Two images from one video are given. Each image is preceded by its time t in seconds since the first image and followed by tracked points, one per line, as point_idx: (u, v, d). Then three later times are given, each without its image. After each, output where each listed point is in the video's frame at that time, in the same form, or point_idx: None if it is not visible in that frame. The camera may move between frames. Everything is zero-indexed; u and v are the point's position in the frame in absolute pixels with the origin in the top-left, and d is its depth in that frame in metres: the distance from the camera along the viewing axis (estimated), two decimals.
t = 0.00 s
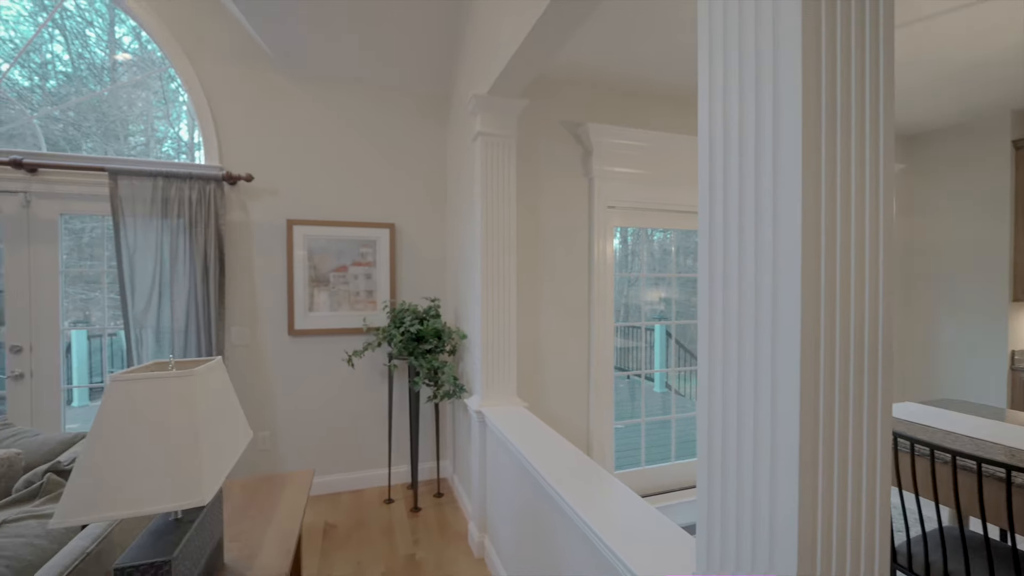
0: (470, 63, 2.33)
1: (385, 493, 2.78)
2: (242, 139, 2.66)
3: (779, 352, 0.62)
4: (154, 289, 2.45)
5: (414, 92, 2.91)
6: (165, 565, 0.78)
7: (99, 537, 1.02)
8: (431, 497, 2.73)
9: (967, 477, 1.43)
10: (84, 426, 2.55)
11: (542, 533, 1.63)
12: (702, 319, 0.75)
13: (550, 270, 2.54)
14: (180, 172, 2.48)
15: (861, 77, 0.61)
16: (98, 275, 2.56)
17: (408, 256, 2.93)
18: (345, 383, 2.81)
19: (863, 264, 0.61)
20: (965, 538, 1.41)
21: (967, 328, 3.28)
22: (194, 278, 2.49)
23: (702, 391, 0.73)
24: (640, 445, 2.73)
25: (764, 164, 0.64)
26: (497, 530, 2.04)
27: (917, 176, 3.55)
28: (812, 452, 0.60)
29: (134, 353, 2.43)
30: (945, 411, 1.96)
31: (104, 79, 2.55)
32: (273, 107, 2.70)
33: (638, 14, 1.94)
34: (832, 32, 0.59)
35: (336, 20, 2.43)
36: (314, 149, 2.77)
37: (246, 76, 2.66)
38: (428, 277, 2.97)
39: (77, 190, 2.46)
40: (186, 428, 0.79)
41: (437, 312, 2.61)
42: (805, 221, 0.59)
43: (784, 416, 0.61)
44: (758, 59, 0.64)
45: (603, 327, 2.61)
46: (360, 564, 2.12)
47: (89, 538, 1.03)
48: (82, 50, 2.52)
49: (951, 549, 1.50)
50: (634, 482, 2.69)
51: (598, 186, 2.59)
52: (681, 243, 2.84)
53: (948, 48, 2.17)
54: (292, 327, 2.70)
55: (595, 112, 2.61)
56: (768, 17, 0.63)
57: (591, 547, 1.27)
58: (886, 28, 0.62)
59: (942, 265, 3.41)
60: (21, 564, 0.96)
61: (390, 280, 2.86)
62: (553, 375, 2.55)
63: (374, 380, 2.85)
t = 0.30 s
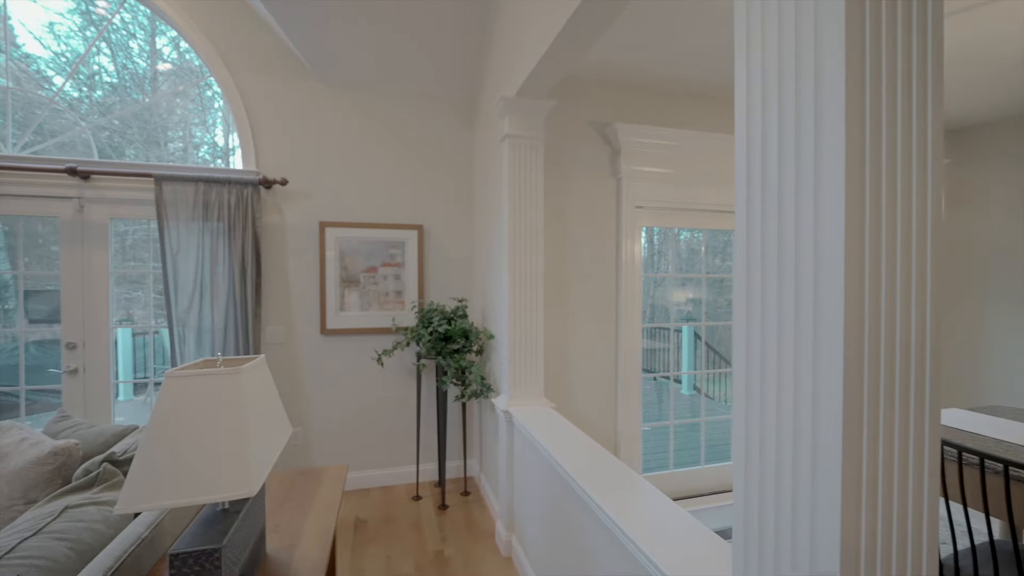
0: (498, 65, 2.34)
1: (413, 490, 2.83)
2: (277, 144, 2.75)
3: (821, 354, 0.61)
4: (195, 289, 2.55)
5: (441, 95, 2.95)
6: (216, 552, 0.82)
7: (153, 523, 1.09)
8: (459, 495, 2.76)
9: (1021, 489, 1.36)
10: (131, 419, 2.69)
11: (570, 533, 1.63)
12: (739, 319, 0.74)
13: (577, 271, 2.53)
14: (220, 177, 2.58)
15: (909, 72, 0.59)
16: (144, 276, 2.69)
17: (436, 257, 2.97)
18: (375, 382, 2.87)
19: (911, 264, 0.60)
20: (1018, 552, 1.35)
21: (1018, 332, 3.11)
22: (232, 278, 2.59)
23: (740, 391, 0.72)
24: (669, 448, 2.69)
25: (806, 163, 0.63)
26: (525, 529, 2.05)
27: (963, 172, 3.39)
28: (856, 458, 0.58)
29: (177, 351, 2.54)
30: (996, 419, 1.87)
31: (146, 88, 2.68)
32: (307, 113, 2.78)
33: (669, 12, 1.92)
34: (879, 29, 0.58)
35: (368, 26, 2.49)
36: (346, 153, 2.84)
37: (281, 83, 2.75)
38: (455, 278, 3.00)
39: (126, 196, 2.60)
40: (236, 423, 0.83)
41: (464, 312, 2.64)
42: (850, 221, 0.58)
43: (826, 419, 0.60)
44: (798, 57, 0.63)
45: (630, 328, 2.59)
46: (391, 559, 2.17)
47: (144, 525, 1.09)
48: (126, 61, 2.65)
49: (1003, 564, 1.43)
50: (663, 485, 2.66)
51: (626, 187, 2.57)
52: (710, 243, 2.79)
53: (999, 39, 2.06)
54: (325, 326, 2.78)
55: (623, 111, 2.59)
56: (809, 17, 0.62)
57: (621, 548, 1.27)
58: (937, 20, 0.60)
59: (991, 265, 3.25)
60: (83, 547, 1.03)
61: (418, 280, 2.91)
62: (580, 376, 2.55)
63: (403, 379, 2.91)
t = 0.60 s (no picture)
0: (527, 66, 2.35)
1: (442, 488, 2.87)
2: (312, 149, 2.83)
3: (870, 353, 0.60)
4: (235, 289, 2.65)
5: (470, 97, 2.98)
6: (263, 542, 0.85)
7: (200, 514, 1.13)
8: (487, 494, 2.77)
9: None
10: (176, 413, 2.81)
11: (600, 535, 1.62)
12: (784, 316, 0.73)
13: (606, 271, 2.52)
14: (258, 181, 2.68)
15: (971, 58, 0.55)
16: (187, 276, 2.81)
17: (465, 258, 3.00)
18: (405, 380, 2.92)
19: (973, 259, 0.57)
20: None
21: None
22: (269, 277, 2.68)
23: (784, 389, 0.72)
24: (700, 452, 2.64)
25: (854, 157, 0.61)
26: (554, 529, 2.05)
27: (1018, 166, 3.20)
28: (909, 459, 0.56)
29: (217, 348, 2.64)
30: None
31: (186, 97, 2.80)
32: (340, 118, 2.86)
33: (701, 8, 1.89)
34: (942, 16, 0.55)
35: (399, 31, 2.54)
36: (377, 156, 2.90)
37: (315, 90, 2.84)
38: (483, 278, 3.03)
39: (172, 201, 2.73)
40: (281, 418, 0.86)
41: (492, 313, 2.66)
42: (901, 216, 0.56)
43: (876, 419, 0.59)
44: (845, 50, 0.62)
45: (660, 329, 2.55)
46: (421, 556, 2.20)
47: (193, 515, 1.14)
48: (169, 72, 2.78)
49: None
50: (694, 490, 2.61)
51: (656, 186, 2.53)
52: (744, 243, 2.72)
53: None
54: (357, 326, 2.84)
55: (653, 110, 2.56)
56: (856, 8, 0.60)
57: (653, 551, 1.25)
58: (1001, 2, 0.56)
59: None
60: (137, 534, 1.09)
61: (447, 281, 2.95)
62: (609, 378, 2.53)
63: (432, 378, 2.95)
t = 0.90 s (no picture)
0: (556, 67, 2.34)
1: (471, 487, 2.89)
2: (344, 153, 2.90)
3: (927, 342, 0.57)
4: (271, 290, 2.74)
5: (498, 99, 2.99)
6: (305, 535, 0.88)
7: (244, 506, 1.18)
8: (515, 494, 2.78)
9: None
10: (217, 408, 2.93)
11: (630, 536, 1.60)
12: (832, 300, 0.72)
13: (636, 272, 2.49)
14: (294, 185, 2.76)
15: None
16: (227, 277, 2.92)
17: (493, 259, 3.02)
18: (434, 380, 2.96)
19: None
20: None
21: None
22: (304, 278, 2.76)
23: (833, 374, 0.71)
24: (733, 457, 2.58)
25: (910, 133, 0.59)
26: (583, 530, 2.04)
27: None
28: (969, 448, 0.53)
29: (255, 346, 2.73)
30: None
31: (224, 104, 2.91)
32: (371, 122, 2.92)
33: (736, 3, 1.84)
34: None
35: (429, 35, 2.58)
36: (407, 159, 2.95)
37: (348, 95, 2.90)
38: (511, 279, 3.03)
39: (213, 205, 2.84)
40: (324, 415, 0.89)
41: (520, 314, 2.66)
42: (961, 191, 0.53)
43: (932, 404, 0.56)
44: (899, 25, 0.60)
45: (692, 331, 2.50)
46: (450, 553, 2.23)
47: (237, 507, 1.20)
48: (207, 80, 2.89)
49: None
50: (727, 496, 2.55)
51: (687, 185, 2.49)
52: (780, 242, 2.63)
53: None
54: (387, 326, 2.90)
55: (684, 108, 2.51)
56: None
57: (686, 555, 1.23)
58: None
59: None
60: (186, 524, 1.14)
61: (475, 282, 2.97)
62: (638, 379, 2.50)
63: (461, 378, 2.98)
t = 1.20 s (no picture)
0: (585, 68, 2.34)
1: (499, 488, 2.90)
2: (375, 157, 2.96)
3: (987, 347, 0.56)
4: (306, 291, 2.82)
5: (526, 101, 3.00)
6: (346, 532, 0.91)
7: (286, 501, 1.22)
8: (543, 496, 2.78)
9: None
10: (255, 405, 3.04)
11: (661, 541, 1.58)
12: (878, 303, 0.70)
13: (667, 273, 2.45)
14: (328, 189, 2.84)
15: None
16: (264, 278, 3.03)
17: (521, 260, 3.02)
18: (463, 381, 2.99)
19: None
20: None
21: None
22: (337, 279, 2.83)
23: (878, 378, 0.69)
24: (769, 463, 2.51)
25: (969, 133, 0.58)
26: (613, 533, 2.02)
27: None
28: None
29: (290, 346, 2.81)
30: None
31: (258, 110, 3.02)
32: (401, 126, 2.97)
33: None
34: None
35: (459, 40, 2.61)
36: (436, 163, 2.99)
37: (379, 100, 2.96)
38: (539, 281, 3.04)
39: (251, 209, 2.95)
40: (364, 416, 0.92)
41: (549, 315, 2.66)
42: None
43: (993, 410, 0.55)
44: (957, 22, 0.59)
45: (725, 334, 2.45)
46: (480, 553, 2.25)
47: (278, 503, 1.24)
48: (242, 87, 3.01)
49: None
50: (762, 503, 2.48)
51: (720, 185, 2.44)
52: (818, 242, 2.54)
53: None
54: (417, 326, 2.94)
55: (717, 106, 2.46)
56: None
57: (720, 562, 1.20)
58: None
59: None
60: (231, 517, 1.19)
61: (504, 283, 2.98)
62: (669, 383, 2.46)
63: (489, 379, 3.00)
